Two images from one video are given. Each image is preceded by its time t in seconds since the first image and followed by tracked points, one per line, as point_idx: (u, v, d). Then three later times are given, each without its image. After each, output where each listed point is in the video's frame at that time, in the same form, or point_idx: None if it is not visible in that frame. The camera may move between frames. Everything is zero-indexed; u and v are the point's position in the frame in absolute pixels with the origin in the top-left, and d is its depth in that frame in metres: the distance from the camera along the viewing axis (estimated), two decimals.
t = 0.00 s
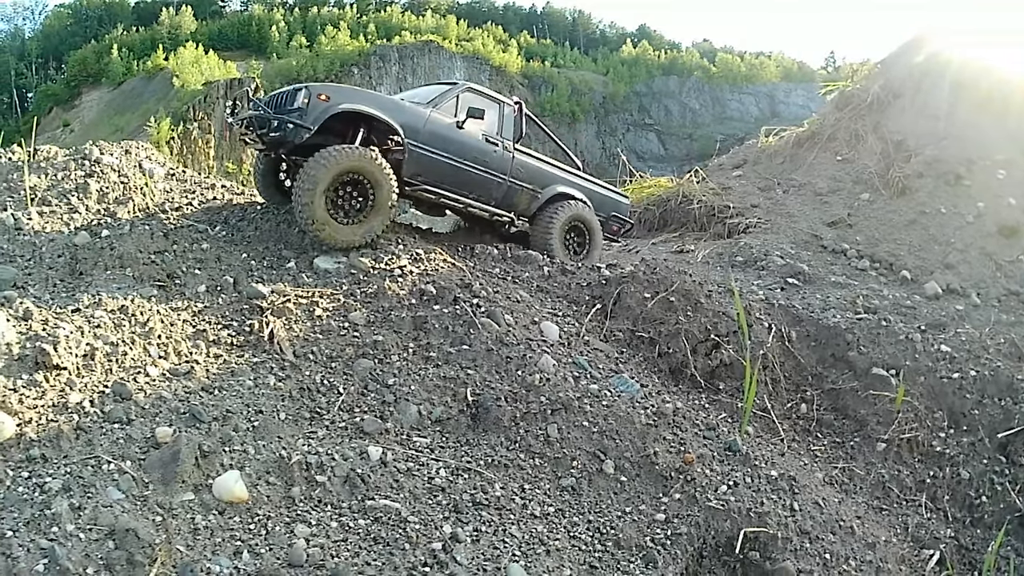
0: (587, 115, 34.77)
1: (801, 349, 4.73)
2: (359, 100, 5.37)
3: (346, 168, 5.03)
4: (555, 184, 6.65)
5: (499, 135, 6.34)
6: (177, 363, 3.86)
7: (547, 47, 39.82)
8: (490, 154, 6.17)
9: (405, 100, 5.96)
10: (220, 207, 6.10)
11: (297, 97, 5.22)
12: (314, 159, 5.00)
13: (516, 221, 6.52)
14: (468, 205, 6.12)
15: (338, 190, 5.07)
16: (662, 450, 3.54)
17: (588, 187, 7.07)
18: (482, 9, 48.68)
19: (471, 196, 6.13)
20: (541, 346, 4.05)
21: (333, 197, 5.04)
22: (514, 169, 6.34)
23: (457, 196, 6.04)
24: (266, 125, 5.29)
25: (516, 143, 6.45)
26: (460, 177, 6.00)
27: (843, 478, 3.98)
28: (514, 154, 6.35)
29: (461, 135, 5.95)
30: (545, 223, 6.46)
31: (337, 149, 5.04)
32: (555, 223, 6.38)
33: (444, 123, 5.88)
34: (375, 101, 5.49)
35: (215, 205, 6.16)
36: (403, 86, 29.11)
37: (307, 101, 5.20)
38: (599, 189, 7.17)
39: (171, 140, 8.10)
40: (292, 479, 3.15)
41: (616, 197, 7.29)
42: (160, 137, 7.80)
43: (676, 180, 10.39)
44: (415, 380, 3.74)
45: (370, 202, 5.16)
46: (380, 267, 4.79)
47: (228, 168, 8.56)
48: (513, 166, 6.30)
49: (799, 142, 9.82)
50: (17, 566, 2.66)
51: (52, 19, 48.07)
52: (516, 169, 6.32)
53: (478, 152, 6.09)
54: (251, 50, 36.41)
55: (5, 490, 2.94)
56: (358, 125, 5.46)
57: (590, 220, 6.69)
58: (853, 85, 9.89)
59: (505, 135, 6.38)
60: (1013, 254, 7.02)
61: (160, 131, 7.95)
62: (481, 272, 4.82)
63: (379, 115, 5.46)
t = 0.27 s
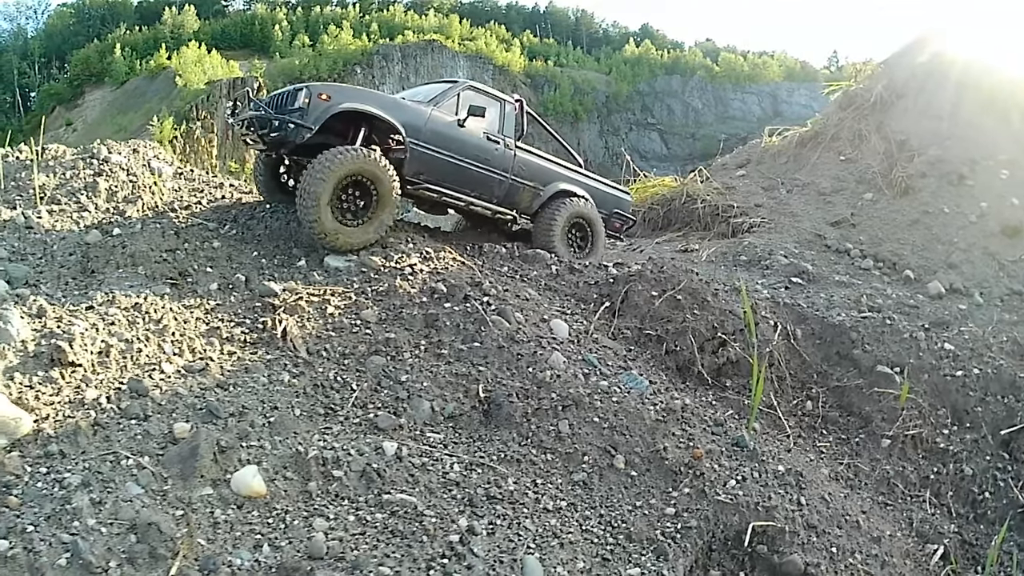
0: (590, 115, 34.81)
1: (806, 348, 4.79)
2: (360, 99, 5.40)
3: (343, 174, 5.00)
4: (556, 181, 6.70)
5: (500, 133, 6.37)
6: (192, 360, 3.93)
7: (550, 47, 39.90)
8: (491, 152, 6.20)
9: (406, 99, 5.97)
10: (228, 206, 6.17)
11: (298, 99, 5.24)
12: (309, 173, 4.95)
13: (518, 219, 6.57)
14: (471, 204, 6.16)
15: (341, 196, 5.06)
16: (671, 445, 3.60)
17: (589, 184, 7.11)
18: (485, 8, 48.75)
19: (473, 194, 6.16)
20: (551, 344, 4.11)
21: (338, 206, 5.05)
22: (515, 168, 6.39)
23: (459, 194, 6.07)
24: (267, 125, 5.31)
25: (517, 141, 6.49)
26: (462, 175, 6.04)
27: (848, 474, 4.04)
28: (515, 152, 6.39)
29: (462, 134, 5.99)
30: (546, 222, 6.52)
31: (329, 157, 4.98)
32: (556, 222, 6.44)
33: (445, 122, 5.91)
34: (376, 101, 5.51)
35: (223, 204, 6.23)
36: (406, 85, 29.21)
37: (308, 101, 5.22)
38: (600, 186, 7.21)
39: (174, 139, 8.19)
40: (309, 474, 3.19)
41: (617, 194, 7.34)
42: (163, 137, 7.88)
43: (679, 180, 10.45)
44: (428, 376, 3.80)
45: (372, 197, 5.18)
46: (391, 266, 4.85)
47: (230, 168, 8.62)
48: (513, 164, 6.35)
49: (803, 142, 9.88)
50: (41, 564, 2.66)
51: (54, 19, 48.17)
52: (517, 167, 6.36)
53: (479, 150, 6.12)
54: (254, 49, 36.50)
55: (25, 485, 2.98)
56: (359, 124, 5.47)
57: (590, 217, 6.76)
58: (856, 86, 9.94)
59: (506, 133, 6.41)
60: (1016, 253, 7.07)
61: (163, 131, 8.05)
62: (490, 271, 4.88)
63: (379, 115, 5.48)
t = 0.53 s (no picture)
0: (594, 114, 34.88)
1: (814, 345, 4.86)
2: (364, 98, 5.40)
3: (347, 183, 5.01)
4: (559, 179, 6.76)
5: (503, 131, 6.45)
6: (211, 357, 4.00)
7: (552, 46, 39.96)
8: (494, 151, 6.28)
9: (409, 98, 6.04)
10: (240, 205, 6.24)
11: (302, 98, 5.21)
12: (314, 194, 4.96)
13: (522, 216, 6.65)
14: (475, 202, 6.25)
15: (351, 202, 5.11)
16: (684, 441, 3.68)
17: (593, 181, 7.19)
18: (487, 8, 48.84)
19: (478, 192, 6.25)
20: (565, 341, 4.19)
21: (351, 213, 5.11)
22: (519, 166, 6.47)
23: (464, 192, 6.15)
24: (271, 125, 5.28)
25: (521, 139, 6.57)
26: (466, 173, 6.12)
27: (856, 469, 4.11)
28: (518, 150, 6.47)
29: (466, 132, 6.07)
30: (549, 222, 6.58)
31: (326, 176, 4.96)
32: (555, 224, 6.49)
33: (449, 121, 5.98)
34: (381, 100, 5.56)
35: (234, 203, 6.34)
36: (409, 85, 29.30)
37: (313, 101, 5.20)
38: (605, 183, 7.29)
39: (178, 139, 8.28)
40: (332, 469, 3.26)
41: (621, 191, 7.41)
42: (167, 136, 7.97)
43: (685, 180, 10.52)
44: (445, 374, 3.88)
45: (379, 188, 5.19)
46: (405, 264, 4.94)
47: (233, 167, 8.70)
48: (517, 162, 6.43)
49: (808, 141, 9.96)
50: (71, 559, 2.73)
51: (58, 19, 48.30)
52: (521, 165, 6.45)
53: (482, 148, 6.20)
54: (258, 49, 36.62)
55: (50, 482, 3.07)
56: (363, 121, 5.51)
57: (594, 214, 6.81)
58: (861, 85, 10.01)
59: (509, 132, 6.49)
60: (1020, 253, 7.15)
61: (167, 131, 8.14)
62: (502, 269, 4.95)
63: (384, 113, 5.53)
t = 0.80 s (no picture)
0: (599, 114, 34.99)
1: (825, 345, 4.96)
2: (370, 100, 5.38)
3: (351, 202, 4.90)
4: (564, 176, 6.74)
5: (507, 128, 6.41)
6: (236, 356, 4.10)
7: (557, 46, 40.09)
8: (500, 150, 6.24)
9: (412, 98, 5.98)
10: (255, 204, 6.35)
11: (307, 102, 5.20)
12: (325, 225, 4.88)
13: (528, 214, 6.61)
14: (482, 202, 6.21)
15: (363, 213, 5.05)
16: (702, 437, 3.78)
17: (593, 176, 7.19)
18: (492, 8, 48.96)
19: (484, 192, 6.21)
20: (584, 339, 4.31)
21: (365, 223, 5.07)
22: (525, 164, 6.43)
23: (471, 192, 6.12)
24: (275, 130, 5.26)
25: (524, 136, 6.53)
26: (473, 174, 6.07)
27: (868, 466, 4.21)
28: (523, 149, 6.43)
29: (472, 132, 6.03)
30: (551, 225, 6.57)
31: (328, 211, 4.85)
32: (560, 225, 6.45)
33: (454, 121, 5.93)
34: (387, 101, 5.52)
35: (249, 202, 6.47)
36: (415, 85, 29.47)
37: (319, 105, 5.19)
38: (604, 178, 7.29)
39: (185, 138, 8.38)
40: (361, 465, 3.33)
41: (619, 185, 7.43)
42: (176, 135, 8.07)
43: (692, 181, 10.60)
44: (467, 371, 3.98)
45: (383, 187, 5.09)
46: (424, 264, 5.04)
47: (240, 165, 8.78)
48: (523, 160, 6.39)
49: (815, 142, 10.04)
50: (110, 555, 2.77)
51: (64, 19, 48.54)
52: (527, 164, 6.40)
53: (488, 148, 6.15)
54: (263, 48, 36.76)
55: (83, 478, 3.16)
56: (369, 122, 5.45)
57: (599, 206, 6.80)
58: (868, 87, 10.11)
59: (514, 130, 6.46)
60: None
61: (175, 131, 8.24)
62: (519, 269, 5.06)
63: (392, 115, 5.48)
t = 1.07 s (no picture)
0: (605, 114, 35.10)
1: (837, 345, 5.05)
2: (370, 108, 5.35)
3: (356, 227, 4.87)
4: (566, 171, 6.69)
5: (508, 128, 6.38)
6: (262, 355, 4.21)
7: (563, 45, 40.19)
8: (502, 150, 6.21)
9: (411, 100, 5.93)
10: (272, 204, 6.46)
11: (307, 114, 5.15)
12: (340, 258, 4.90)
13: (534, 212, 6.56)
14: (487, 203, 6.16)
15: (371, 226, 5.06)
16: (720, 435, 3.88)
17: (594, 168, 7.16)
18: (497, 7, 49.05)
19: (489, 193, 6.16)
20: (603, 340, 4.43)
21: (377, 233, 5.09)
22: (527, 163, 6.40)
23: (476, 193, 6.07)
24: (275, 144, 5.19)
25: (525, 134, 6.49)
26: (476, 175, 6.04)
27: (879, 464, 4.31)
28: (524, 147, 6.39)
29: (474, 134, 5.99)
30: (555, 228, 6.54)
31: (340, 246, 4.87)
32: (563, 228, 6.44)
33: (455, 123, 5.89)
34: (387, 108, 5.47)
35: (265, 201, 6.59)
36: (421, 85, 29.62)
37: (319, 116, 5.15)
38: (605, 169, 7.26)
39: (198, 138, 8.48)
40: (390, 462, 3.43)
41: (620, 175, 7.42)
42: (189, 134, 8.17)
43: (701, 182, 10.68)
44: (489, 371, 4.08)
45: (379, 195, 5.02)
46: (443, 264, 5.15)
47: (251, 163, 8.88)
48: (524, 159, 6.35)
49: (822, 143, 10.13)
50: (150, 552, 2.87)
51: (70, 18, 48.73)
52: (529, 163, 6.36)
53: (490, 149, 6.12)
54: (270, 46, 36.86)
55: (116, 477, 3.26)
56: (370, 129, 5.40)
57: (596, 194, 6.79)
58: (876, 89, 10.18)
59: (514, 128, 6.43)
60: None
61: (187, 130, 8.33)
62: (535, 270, 5.17)
63: (393, 122, 5.43)
